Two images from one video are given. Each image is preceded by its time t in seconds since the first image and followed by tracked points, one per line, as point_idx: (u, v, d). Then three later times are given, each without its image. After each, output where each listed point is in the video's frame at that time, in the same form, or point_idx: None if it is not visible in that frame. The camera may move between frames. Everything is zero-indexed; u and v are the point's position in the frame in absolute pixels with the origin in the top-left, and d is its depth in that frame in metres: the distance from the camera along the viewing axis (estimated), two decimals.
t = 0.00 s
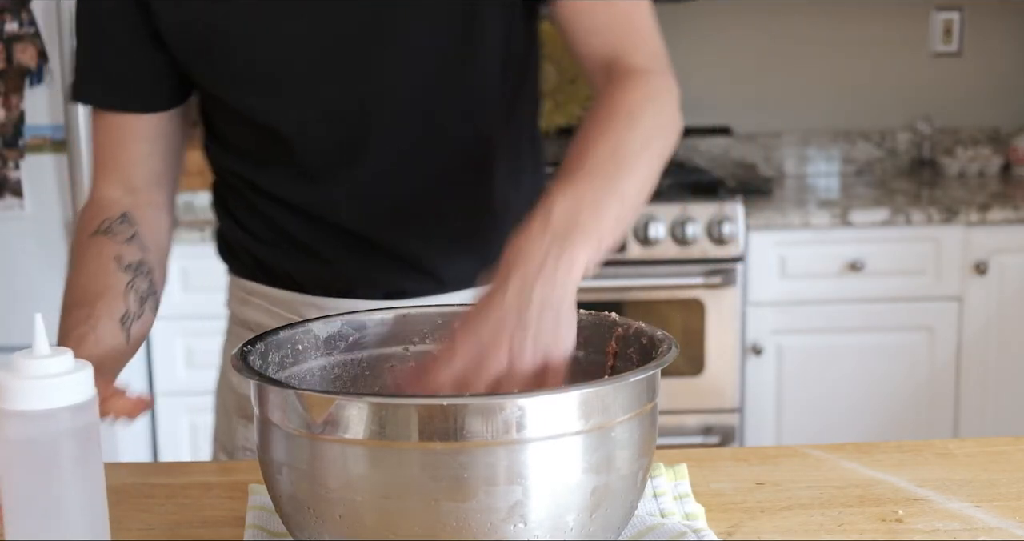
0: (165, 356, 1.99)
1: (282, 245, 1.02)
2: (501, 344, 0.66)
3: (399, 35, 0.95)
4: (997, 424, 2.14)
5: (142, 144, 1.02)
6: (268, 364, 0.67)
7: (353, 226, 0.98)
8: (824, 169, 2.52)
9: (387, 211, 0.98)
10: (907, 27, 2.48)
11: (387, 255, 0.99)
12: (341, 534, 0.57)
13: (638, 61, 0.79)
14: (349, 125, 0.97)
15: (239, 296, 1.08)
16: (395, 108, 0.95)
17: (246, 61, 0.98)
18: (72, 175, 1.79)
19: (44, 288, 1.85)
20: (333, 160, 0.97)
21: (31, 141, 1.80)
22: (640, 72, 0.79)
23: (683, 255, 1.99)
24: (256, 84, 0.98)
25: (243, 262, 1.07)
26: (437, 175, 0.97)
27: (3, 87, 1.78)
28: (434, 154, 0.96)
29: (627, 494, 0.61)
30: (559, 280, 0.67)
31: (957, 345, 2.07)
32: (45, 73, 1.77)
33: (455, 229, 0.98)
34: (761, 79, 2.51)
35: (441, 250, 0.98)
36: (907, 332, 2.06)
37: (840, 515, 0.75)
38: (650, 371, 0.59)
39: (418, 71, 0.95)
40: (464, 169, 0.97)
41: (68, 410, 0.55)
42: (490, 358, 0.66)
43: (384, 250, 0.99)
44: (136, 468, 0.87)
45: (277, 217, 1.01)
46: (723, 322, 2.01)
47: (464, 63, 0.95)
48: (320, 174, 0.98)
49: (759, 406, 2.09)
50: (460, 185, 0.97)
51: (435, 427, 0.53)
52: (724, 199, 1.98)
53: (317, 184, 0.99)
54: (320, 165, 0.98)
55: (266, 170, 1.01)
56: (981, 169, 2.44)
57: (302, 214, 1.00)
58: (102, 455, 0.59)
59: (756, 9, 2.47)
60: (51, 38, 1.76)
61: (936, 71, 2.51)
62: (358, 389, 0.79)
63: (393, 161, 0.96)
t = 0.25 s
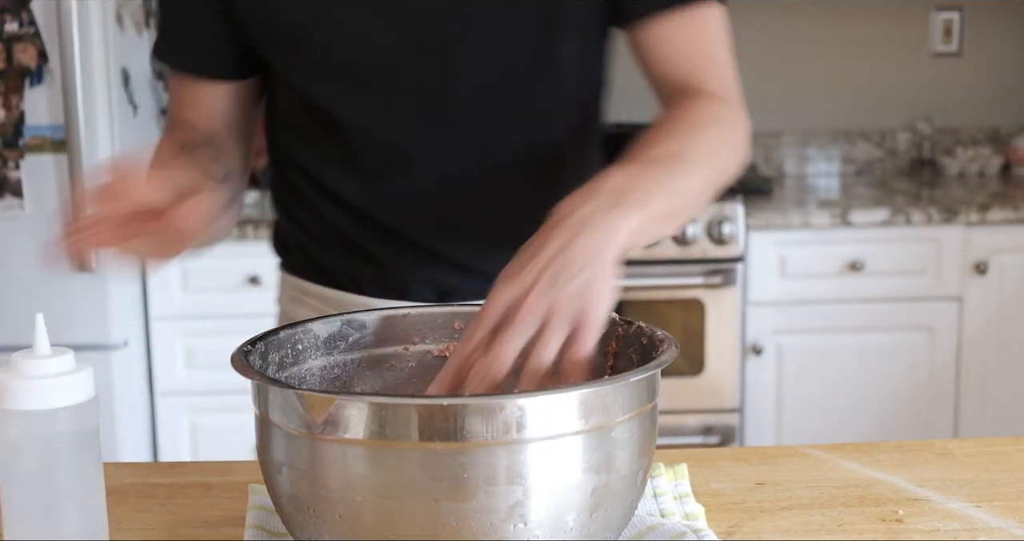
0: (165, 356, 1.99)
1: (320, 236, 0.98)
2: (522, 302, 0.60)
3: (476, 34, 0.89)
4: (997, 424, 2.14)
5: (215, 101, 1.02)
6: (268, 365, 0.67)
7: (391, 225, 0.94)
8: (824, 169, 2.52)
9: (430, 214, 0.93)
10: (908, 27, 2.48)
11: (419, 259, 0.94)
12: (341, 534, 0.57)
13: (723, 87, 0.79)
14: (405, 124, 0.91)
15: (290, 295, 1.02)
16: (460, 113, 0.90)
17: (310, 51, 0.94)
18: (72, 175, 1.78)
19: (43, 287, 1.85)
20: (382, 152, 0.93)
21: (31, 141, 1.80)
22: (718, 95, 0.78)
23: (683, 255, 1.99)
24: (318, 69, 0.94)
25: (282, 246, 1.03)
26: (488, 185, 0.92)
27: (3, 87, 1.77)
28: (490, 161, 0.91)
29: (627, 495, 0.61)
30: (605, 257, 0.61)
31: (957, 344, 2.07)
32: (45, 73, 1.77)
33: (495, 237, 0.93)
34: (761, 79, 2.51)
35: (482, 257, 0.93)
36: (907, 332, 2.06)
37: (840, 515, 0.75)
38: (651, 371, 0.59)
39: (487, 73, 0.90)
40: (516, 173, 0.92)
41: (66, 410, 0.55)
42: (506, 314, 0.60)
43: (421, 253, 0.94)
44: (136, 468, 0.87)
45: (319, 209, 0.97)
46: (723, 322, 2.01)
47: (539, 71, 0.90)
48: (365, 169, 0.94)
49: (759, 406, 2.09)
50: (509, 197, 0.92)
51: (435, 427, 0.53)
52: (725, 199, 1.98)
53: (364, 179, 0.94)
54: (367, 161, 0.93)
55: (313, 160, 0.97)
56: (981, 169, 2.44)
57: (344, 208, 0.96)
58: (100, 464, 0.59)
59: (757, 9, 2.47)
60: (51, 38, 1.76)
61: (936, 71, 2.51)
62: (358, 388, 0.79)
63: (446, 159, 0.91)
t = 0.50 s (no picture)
0: (165, 356, 1.99)
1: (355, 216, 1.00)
2: (606, 256, 0.65)
3: (568, 47, 0.96)
4: (996, 424, 2.14)
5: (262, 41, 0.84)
6: (268, 366, 0.68)
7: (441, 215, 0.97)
8: (824, 169, 2.52)
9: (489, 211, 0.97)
10: (908, 28, 2.48)
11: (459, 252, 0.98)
12: (341, 534, 0.57)
13: (762, 148, 0.94)
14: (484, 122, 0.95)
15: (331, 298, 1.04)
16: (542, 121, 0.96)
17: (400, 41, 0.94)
18: (72, 175, 1.78)
19: (43, 287, 1.85)
20: (480, 171, 0.96)
21: (31, 140, 1.80)
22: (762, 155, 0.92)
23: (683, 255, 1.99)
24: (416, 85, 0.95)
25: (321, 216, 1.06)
26: (551, 192, 0.98)
27: (3, 87, 1.77)
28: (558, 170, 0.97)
29: (627, 495, 0.61)
30: (663, 281, 0.70)
31: (957, 344, 2.08)
32: (45, 73, 1.77)
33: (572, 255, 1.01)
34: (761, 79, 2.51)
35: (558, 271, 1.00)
36: (907, 332, 2.06)
37: (840, 515, 0.75)
38: (651, 371, 0.59)
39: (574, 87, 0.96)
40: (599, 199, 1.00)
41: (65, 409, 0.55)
42: (594, 255, 0.65)
43: (464, 247, 0.98)
44: (136, 468, 0.87)
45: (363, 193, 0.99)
46: (723, 322, 2.01)
47: (617, 88, 0.97)
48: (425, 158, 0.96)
49: (759, 407, 2.09)
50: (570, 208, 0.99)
51: (435, 427, 0.53)
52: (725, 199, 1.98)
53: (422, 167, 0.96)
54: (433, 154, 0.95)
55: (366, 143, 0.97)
56: (981, 169, 2.44)
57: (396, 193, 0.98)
58: (100, 464, 0.59)
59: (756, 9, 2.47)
60: (51, 37, 1.76)
61: (936, 72, 2.51)
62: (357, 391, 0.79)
63: (538, 180, 0.97)
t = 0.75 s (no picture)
0: (165, 356, 1.99)
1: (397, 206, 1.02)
2: (630, 263, 0.70)
3: (622, 64, 1.01)
4: (997, 424, 2.15)
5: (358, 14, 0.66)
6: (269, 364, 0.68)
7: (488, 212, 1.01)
8: (824, 169, 2.52)
9: (537, 211, 1.02)
10: (907, 28, 2.48)
11: (494, 251, 1.03)
12: (342, 534, 0.57)
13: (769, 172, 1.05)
14: (545, 124, 1.00)
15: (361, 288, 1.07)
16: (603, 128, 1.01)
17: (482, 41, 0.98)
18: (72, 175, 1.78)
19: (43, 288, 1.85)
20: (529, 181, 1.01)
21: (31, 141, 1.80)
22: (768, 183, 1.04)
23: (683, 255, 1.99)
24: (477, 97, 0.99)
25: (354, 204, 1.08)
26: (586, 200, 1.04)
27: (3, 87, 1.77)
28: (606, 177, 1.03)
29: (628, 496, 0.61)
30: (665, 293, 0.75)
31: (957, 345, 2.08)
32: (45, 73, 1.77)
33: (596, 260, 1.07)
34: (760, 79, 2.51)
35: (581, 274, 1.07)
36: (907, 332, 2.06)
37: (840, 515, 0.75)
38: (653, 373, 0.59)
39: (634, 97, 1.02)
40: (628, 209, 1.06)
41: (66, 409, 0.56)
42: (616, 260, 0.70)
43: (505, 251, 1.03)
44: (136, 468, 0.87)
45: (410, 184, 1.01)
46: (724, 323, 2.01)
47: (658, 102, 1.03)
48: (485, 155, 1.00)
49: (760, 407, 2.09)
50: (607, 215, 1.05)
51: (436, 427, 0.53)
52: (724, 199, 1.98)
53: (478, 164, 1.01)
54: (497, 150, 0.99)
55: (427, 133, 0.99)
56: (981, 169, 2.44)
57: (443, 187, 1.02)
58: (100, 465, 0.59)
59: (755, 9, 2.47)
60: (51, 37, 1.76)
61: (936, 72, 2.51)
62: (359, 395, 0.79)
63: (575, 188, 1.03)
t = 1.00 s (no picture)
0: (165, 356, 1.99)
1: (403, 205, 1.03)
2: (632, 264, 0.70)
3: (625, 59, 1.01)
4: (996, 424, 2.15)
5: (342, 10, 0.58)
6: (267, 366, 0.68)
7: (492, 209, 1.01)
8: (824, 169, 2.52)
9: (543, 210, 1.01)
10: (908, 28, 2.48)
11: (498, 247, 1.01)
12: (342, 534, 0.57)
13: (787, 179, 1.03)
14: (551, 121, 1.01)
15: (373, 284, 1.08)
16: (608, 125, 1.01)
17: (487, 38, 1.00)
18: (72, 175, 1.78)
19: (43, 288, 1.85)
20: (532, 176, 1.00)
21: (31, 141, 1.80)
22: (785, 190, 1.02)
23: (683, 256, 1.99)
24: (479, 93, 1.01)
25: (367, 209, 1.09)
26: (594, 200, 1.03)
27: (3, 87, 1.78)
28: (612, 175, 1.02)
29: (627, 496, 0.61)
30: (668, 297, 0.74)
31: (957, 345, 2.07)
32: (45, 73, 1.77)
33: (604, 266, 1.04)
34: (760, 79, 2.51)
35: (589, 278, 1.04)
36: (907, 332, 2.06)
37: (839, 515, 0.75)
38: (653, 372, 0.59)
39: (639, 94, 1.02)
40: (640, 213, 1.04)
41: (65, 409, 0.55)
42: (618, 260, 0.70)
43: (508, 249, 1.01)
44: (136, 468, 0.87)
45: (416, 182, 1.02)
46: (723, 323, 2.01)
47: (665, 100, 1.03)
48: (490, 153, 1.01)
49: (760, 407, 2.09)
50: (616, 217, 1.03)
51: (436, 427, 0.53)
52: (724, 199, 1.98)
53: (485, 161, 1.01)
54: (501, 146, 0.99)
55: (430, 129, 1.01)
56: (981, 169, 2.44)
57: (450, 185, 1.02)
58: (100, 465, 0.59)
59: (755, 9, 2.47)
60: (51, 37, 1.76)
61: (936, 72, 2.51)
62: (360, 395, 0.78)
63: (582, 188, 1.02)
